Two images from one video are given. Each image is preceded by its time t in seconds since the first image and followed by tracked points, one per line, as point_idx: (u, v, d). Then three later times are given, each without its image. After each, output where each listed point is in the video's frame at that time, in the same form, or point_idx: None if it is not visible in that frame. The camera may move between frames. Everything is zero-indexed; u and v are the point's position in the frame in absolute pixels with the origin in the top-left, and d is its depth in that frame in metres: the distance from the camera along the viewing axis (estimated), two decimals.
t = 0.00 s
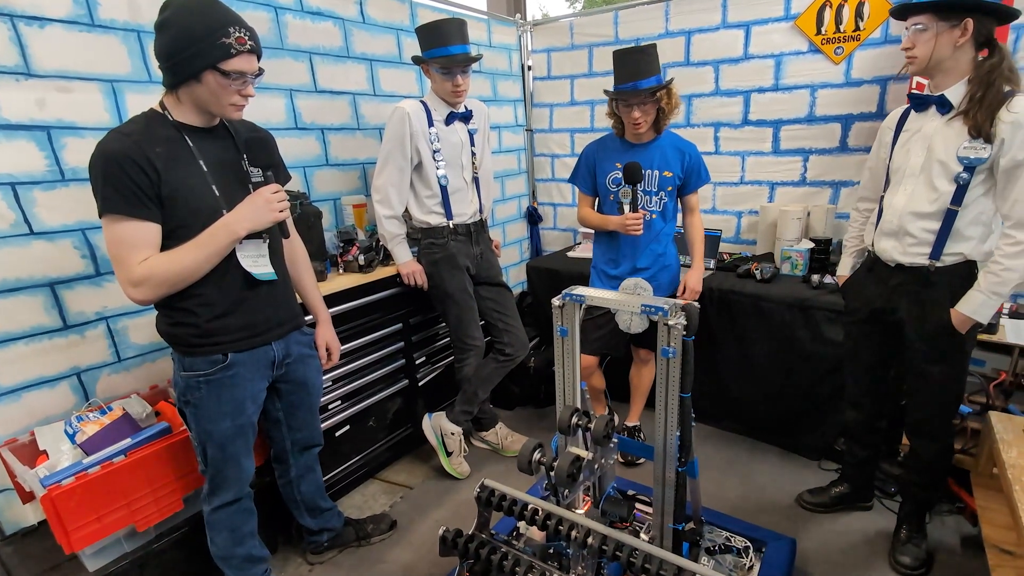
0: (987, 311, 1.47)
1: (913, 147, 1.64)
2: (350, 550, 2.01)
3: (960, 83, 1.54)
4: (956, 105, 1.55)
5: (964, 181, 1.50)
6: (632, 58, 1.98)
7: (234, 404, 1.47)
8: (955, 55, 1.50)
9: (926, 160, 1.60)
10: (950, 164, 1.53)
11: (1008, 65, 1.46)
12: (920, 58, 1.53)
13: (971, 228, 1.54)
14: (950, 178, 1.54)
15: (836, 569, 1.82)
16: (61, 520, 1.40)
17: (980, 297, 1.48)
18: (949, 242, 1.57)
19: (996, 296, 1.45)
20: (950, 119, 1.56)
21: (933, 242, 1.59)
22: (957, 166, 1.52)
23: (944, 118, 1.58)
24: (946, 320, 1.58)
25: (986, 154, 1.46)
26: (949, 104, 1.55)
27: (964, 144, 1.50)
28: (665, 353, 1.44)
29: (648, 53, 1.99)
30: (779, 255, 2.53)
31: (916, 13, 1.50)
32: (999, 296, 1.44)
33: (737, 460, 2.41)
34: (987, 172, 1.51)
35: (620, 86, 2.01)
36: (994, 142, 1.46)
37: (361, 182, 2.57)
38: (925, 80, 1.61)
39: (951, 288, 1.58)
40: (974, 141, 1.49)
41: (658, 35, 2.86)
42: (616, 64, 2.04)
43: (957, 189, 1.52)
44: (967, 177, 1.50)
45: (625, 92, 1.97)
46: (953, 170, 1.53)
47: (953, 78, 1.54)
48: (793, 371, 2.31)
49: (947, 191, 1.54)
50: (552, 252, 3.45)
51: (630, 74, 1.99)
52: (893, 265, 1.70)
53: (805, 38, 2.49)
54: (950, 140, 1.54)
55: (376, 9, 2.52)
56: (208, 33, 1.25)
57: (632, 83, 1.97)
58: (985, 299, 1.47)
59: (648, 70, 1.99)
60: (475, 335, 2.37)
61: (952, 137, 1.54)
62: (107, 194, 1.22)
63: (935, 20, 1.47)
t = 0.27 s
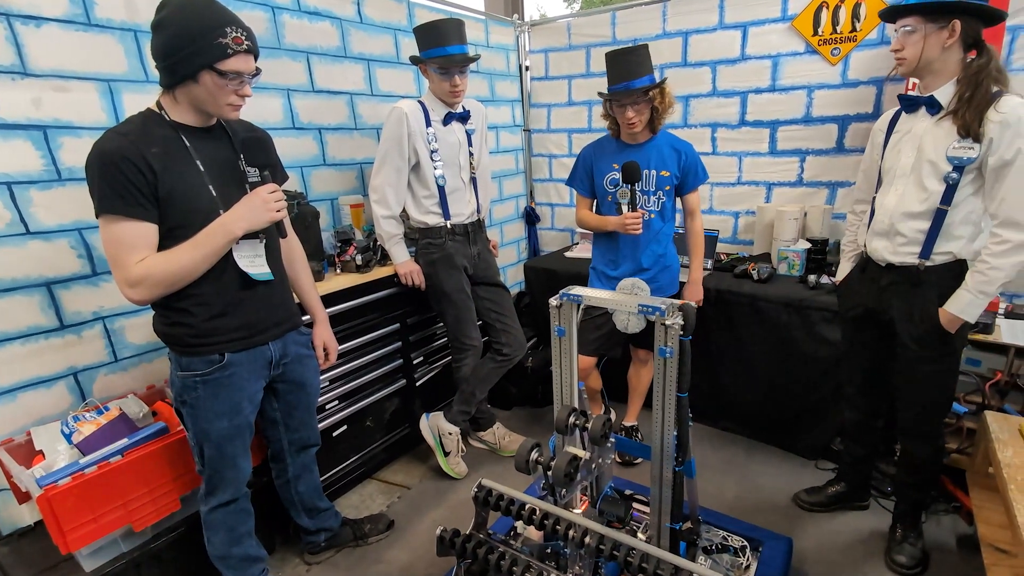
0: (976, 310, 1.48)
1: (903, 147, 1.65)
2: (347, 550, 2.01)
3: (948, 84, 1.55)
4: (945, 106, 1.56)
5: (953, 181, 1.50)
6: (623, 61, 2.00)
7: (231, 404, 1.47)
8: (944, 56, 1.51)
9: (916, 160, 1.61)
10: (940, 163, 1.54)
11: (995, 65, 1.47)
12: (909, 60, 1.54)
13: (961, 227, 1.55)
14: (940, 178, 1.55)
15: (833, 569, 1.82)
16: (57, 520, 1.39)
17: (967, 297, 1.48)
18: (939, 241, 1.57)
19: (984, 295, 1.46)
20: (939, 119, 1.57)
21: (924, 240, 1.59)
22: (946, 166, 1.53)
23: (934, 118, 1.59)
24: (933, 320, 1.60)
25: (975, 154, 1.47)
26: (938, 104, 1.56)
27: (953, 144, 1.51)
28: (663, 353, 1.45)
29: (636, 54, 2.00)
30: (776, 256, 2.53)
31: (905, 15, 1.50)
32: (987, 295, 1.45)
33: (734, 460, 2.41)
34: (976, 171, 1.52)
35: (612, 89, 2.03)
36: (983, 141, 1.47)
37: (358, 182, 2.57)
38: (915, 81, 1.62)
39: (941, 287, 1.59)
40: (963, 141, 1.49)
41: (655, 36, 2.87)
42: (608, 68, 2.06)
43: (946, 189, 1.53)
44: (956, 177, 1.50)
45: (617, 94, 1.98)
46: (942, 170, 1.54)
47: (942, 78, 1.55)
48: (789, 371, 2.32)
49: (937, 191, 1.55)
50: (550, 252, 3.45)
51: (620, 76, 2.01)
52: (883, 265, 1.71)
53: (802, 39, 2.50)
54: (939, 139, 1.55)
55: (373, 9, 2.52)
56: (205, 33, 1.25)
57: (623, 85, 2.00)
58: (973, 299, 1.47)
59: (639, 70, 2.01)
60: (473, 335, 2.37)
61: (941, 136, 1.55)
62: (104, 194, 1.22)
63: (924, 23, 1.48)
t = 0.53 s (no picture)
0: (967, 310, 1.49)
1: (898, 147, 1.66)
2: (344, 550, 2.01)
3: (945, 83, 1.56)
4: (940, 105, 1.57)
5: (946, 181, 1.51)
6: (621, 62, 2.01)
7: (228, 404, 1.46)
8: (943, 58, 1.52)
9: (911, 159, 1.62)
10: (933, 163, 1.55)
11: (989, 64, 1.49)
12: (912, 63, 1.54)
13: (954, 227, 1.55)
14: (933, 177, 1.55)
15: (829, 568, 1.83)
16: (53, 521, 1.39)
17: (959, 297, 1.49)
18: (934, 241, 1.58)
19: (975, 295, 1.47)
20: (934, 117, 1.58)
21: (919, 241, 1.60)
22: (939, 165, 1.54)
23: (929, 118, 1.60)
24: (927, 321, 1.61)
25: (967, 153, 1.47)
26: (934, 104, 1.57)
27: (947, 142, 1.51)
28: (660, 352, 1.45)
29: (636, 54, 2.00)
30: (773, 256, 2.54)
31: (906, 19, 1.50)
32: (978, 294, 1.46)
33: (731, 460, 2.42)
34: (969, 171, 1.52)
35: (612, 89, 2.04)
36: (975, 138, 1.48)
37: (356, 182, 2.57)
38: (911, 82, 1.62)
39: (935, 286, 1.60)
40: (956, 141, 1.49)
41: (653, 36, 2.87)
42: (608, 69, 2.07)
43: (939, 188, 1.54)
44: (949, 176, 1.51)
45: (617, 93, 1.98)
46: (936, 169, 1.54)
47: (939, 78, 1.56)
48: (786, 371, 2.32)
49: (930, 190, 1.55)
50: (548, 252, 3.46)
51: (618, 77, 2.02)
52: (880, 266, 1.72)
53: (799, 40, 2.50)
54: (933, 137, 1.56)
55: (371, 9, 2.52)
56: (202, 33, 1.25)
57: (622, 85, 2.01)
58: (965, 298, 1.48)
59: (639, 70, 2.01)
60: (471, 335, 2.37)
61: (937, 134, 1.55)
62: (101, 194, 1.22)
63: (927, 25, 1.48)
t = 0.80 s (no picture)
0: (973, 309, 1.50)
1: (900, 147, 1.66)
2: (343, 551, 2.01)
3: (947, 84, 1.56)
4: (942, 105, 1.57)
5: (950, 181, 1.52)
6: (628, 58, 2.01)
7: (227, 405, 1.46)
8: (948, 57, 1.52)
9: (913, 159, 1.62)
10: (937, 162, 1.55)
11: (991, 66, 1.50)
12: (921, 64, 1.52)
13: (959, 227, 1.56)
14: (937, 177, 1.56)
15: (828, 568, 1.83)
16: (51, 522, 1.38)
17: (966, 296, 1.50)
18: (939, 241, 1.58)
19: (982, 294, 1.48)
20: (937, 117, 1.58)
21: (923, 242, 1.61)
22: (943, 165, 1.54)
23: (931, 118, 1.60)
24: (932, 320, 1.61)
25: (971, 154, 1.48)
26: (936, 104, 1.57)
27: (951, 143, 1.52)
28: (659, 352, 1.45)
29: (645, 52, 2.01)
30: (771, 256, 2.54)
31: (913, 19, 1.48)
32: (985, 293, 1.47)
33: (730, 460, 2.42)
34: (973, 170, 1.53)
35: (618, 85, 2.04)
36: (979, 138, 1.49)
37: (354, 183, 2.57)
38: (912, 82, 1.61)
39: (940, 285, 1.60)
40: (961, 142, 1.50)
41: (651, 36, 2.88)
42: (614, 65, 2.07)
43: (944, 188, 1.54)
44: (953, 177, 1.52)
45: (623, 89, 1.98)
46: (940, 169, 1.55)
47: (942, 78, 1.56)
48: (785, 371, 2.33)
49: (934, 190, 1.56)
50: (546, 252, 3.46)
51: (627, 72, 2.01)
52: (883, 267, 1.72)
53: (797, 40, 2.51)
54: (935, 137, 1.56)
55: (369, 9, 2.52)
56: (202, 33, 1.25)
57: (630, 80, 2.00)
58: (972, 297, 1.49)
59: (646, 66, 2.01)
60: (470, 335, 2.37)
61: (939, 134, 1.56)
62: (99, 194, 1.21)
63: (935, 25, 1.46)
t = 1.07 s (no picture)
0: (983, 310, 1.51)
1: (906, 146, 1.65)
2: (343, 551, 2.00)
3: (955, 83, 1.55)
4: (951, 105, 1.56)
5: (960, 181, 1.52)
6: (633, 54, 2.00)
7: (227, 405, 1.46)
8: (956, 56, 1.51)
9: (921, 158, 1.61)
10: (946, 162, 1.55)
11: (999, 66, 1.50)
12: (931, 63, 1.50)
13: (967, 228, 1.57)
14: (945, 177, 1.56)
15: (829, 568, 1.83)
16: (50, 523, 1.38)
17: (976, 296, 1.51)
18: (947, 242, 1.59)
19: (993, 294, 1.49)
20: (944, 116, 1.58)
21: (930, 242, 1.60)
22: (952, 165, 1.54)
23: (937, 118, 1.60)
24: (938, 320, 1.60)
25: (981, 155, 1.48)
26: (944, 103, 1.56)
27: (961, 143, 1.52)
28: (659, 352, 1.45)
29: (650, 49, 2.00)
30: (771, 256, 2.54)
31: (924, 18, 1.46)
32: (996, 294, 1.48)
33: (729, 460, 2.42)
34: (981, 171, 1.54)
35: (622, 81, 2.03)
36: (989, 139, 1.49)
37: (354, 182, 2.57)
38: (919, 81, 1.60)
39: (949, 286, 1.60)
40: (971, 142, 1.50)
41: (651, 36, 2.88)
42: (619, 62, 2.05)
43: (953, 189, 1.54)
44: (962, 177, 1.52)
45: (628, 86, 1.97)
46: (949, 169, 1.55)
47: (949, 78, 1.55)
48: (785, 371, 2.33)
49: (943, 191, 1.56)
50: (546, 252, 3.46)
51: (632, 68, 2.00)
52: (888, 268, 1.71)
53: (797, 40, 2.51)
54: (943, 137, 1.56)
55: (369, 9, 2.52)
56: (201, 31, 1.24)
57: (635, 77, 1.99)
58: (982, 297, 1.50)
59: (650, 63, 2.00)
60: (469, 335, 2.37)
61: (948, 133, 1.55)
62: (98, 193, 1.21)
63: (946, 24, 1.45)
